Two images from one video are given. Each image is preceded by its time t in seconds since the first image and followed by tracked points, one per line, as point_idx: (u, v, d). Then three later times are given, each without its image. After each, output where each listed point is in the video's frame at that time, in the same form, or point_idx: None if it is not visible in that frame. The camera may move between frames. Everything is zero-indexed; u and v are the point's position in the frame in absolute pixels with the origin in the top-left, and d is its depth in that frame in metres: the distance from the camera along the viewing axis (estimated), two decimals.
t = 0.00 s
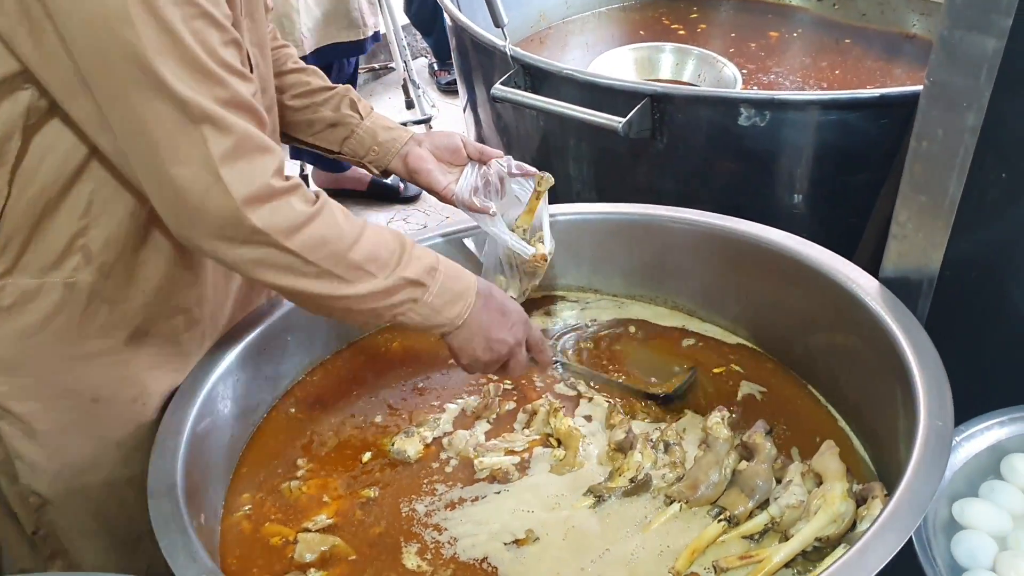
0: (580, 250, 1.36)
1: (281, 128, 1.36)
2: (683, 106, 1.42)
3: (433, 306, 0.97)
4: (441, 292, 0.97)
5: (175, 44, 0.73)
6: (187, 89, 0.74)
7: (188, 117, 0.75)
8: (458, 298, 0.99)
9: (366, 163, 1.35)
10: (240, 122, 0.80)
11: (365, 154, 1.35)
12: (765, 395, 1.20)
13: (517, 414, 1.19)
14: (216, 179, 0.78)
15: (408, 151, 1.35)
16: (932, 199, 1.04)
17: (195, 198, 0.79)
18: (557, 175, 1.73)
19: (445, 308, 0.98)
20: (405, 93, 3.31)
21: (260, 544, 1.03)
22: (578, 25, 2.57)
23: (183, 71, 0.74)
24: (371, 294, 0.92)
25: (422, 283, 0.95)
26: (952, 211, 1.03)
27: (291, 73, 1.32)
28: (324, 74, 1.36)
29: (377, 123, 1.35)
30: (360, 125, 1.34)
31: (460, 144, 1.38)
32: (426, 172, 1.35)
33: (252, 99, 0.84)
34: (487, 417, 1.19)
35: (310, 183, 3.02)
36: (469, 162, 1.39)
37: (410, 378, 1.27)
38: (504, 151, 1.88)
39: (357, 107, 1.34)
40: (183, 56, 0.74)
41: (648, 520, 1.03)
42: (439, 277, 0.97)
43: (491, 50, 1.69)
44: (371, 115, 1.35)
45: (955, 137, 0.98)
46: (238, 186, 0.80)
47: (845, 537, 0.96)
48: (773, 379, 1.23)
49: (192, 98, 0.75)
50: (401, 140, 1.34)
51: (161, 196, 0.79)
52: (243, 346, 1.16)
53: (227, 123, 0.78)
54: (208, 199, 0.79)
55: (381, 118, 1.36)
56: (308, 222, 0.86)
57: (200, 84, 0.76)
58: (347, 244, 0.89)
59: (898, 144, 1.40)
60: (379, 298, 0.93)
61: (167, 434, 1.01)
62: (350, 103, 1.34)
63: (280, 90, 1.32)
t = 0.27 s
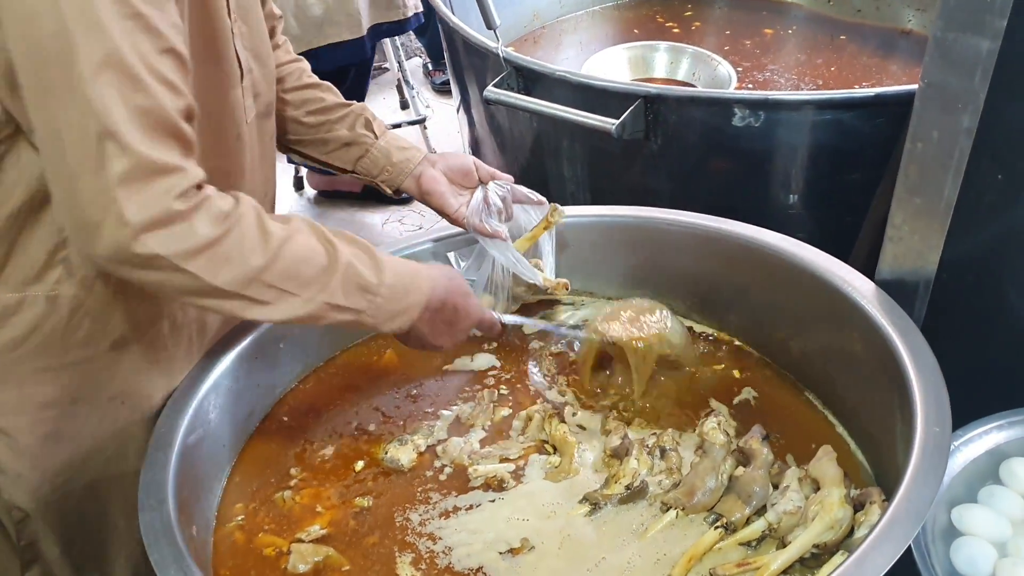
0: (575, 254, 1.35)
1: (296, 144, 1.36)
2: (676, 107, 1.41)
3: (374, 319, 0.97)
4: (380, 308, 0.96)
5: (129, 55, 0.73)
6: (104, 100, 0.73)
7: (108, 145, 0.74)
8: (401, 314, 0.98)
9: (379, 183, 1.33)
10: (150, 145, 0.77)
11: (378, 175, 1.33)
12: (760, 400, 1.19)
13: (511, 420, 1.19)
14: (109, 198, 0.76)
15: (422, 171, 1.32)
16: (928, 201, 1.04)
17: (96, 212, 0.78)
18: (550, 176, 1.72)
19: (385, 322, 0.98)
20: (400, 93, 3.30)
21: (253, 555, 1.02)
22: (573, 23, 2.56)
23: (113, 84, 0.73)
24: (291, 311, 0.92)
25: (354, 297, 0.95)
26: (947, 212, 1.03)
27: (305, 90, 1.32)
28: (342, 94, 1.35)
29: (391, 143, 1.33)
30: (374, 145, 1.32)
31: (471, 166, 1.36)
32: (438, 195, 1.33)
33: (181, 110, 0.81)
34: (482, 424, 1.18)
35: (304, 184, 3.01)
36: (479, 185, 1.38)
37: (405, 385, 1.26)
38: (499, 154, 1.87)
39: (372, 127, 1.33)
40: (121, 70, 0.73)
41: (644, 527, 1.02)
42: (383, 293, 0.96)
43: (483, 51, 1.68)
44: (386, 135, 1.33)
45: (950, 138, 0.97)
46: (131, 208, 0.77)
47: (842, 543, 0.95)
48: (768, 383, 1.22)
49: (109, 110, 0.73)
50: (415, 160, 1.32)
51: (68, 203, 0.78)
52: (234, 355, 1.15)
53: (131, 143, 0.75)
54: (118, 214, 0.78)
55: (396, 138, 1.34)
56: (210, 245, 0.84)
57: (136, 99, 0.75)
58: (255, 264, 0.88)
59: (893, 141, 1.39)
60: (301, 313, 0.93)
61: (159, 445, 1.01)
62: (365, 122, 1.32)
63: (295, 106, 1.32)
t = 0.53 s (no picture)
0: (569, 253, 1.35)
1: (297, 148, 1.34)
2: (667, 104, 1.41)
3: (242, 219, 0.95)
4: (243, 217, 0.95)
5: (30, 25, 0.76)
6: None
7: None
8: (273, 207, 0.98)
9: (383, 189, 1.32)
10: None
11: (381, 179, 1.32)
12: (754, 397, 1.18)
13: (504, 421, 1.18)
14: None
15: (426, 177, 1.31)
16: (918, 197, 1.03)
17: None
18: (543, 175, 1.72)
19: (261, 219, 0.97)
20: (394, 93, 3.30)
21: (245, 559, 1.02)
22: (566, 20, 2.55)
23: None
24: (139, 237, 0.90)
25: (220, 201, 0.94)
26: (937, 209, 1.03)
27: (309, 95, 1.31)
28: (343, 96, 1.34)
29: (394, 147, 1.32)
30: (377, 150, 1.31)
31: (478, 171, 1.33)
32: (443, 201, 1.31)
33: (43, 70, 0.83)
34: (474, 425, 1.18)
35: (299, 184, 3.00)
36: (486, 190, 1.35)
37: (397, 387, 1.25)
38: (492, 153, 1.87)
39: (375, 131, 1.32)
40: None
41: (637, 527, 1.02)
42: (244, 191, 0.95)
43: (474, 51, 1.67)
44: (388, 139, 1.33)
45: (940, 135, 0.97)
46: None
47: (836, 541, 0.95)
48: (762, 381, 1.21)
49: None
50: (418, 164, 1.31)
51: None
52: (225, 358, 1.14)
53: None
54: None
55: (399, 142, 1.33)
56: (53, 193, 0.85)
57: None
58: (101, 198, 0.87)
59: (885, 137, 1.39)
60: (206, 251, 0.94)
61: (148, 451, 1.00)
62: (367, 126, 1.32)
63: (296, 110, 1.30)
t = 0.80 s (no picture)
0: (565, 254, 1.35)
1: (280, 142, 1.34)
2: (661, 105, 1.41)
3: (377, 296, 0.95)
4: (383, 298, 0.96)
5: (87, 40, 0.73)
6: (94, 104, 0.74)
7: (109, 145, 0.75)
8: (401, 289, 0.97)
9: (367, 178, 1.33)
10: (146, 136, 0.78)
11: (366, 169, 1.33)
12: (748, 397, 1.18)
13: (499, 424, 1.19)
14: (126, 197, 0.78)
15: (409, 165, 1.32)
16: (911, 196, 1.03)
17: (90, 216, 0.78)
18: (538, 175, 1.71)
19: (391, 298, 0.96)
20: (390, 93, 3.29)
21: (240, 562, 1.02)
22: (562, 20, 2.55)
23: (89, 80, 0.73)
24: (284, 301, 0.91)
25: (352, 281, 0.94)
26: (931, 208, 1.03)
27: (287, 86, 1.30)
28: (325, 89, 1.34)
29: (378, 136, 1.33)
30: (360, 140, 1.32)
31: (465, 157, 1.34)
32: (429, 187, 1.32)
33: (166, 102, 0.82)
34: (468, 427, 1.18)
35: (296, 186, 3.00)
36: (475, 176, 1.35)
37: (391, 389, 1.26)
38: (486, 153, 1.87)
39: (356, 121, 1.33)
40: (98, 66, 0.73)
41: (632, 529, 1.01)
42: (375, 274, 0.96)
43: (468, 51, 1.67)
44: (372, 128, 1.33)
45: (932, 134, 0.97)
46: (151, 203, 0.79)
47: (831, 542, 0.95)
48: (756, 381, 1.21)
49: (100, 114, 0.74)
50: (403, 153, 1.32)
51: (77, 215, 0.78)
52: (219, 361, 1.14)
53: (130, 138, 0.76)
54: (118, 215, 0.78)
55: (383, 131, 1.34)
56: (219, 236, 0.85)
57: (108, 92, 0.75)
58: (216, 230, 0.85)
59: (879, 136, 1.39)
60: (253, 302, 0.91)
61: (142, 454, 1.00)
62: (349, 117, 1.32)
63: (276, 105, 1.30)
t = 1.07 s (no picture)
0: (564, 254, 1.35)
1: (274, 137, 1.33)
2: (661, 104, 1.40)
3: (380, 343, 0.93)
4: (387, 339, 0.93)
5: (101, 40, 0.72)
6: (110, 112, 0.70)
7: (121, 152, 0.71)
8: (408, 345, 0.95)
9: (359, 172, 1.32)
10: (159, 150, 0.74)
11: (357, 163, 1.32)
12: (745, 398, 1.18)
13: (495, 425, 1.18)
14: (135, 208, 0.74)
15: (400, 159, 1.31)
16: (912, 196, 1.03)
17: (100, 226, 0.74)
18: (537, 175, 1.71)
19: (394, 349, 0.94)
20: (389, 92, 3.29)
21: (237, 563, 1.01)
22: (561, 19, 2.54)
23: (106, 83, 0.70)
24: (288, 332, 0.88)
25: (360, 324, 0.91)
26: (931, 208, 1.02)
27: (281, 80, 1.29)
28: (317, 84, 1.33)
29: (369, 131, 1.32)
30: (352, 134, 1.30)
31: (455, 151, 1.34)
32: (420, 180, 1.31)
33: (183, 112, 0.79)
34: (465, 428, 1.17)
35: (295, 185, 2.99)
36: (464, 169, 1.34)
37: (387, 390, 1.25)
38: (485, 153, 1.86)
39: (350, 115, 1.31)
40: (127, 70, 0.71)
41: (631, 531, 1.01)
42: (389, 322, 0.93)
43: (466, 50, 1.67)
44: (364, 123, 1.32)
45: (932, 134, 0.96)
46: (157, 216, 0.75)
47: (830, 543, 0.94)
48: (754, 382, 1.21)
49: (118, 123, 0.71)
50: (394, 147, 1.31)
51: (80, 222, 0.75)
52: (216, 361, 1.14)
53: (145, 148, 0.72)
54: (132, 226, 0.74)
55: (374, 126, 1.33)
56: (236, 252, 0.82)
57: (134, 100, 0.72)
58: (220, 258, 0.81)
59: (879, 136, 1.38)
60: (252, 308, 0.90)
61: (139, 454, 1.00)
62: (342, 111, 1.31)
63: (269, 99, 1.29)
